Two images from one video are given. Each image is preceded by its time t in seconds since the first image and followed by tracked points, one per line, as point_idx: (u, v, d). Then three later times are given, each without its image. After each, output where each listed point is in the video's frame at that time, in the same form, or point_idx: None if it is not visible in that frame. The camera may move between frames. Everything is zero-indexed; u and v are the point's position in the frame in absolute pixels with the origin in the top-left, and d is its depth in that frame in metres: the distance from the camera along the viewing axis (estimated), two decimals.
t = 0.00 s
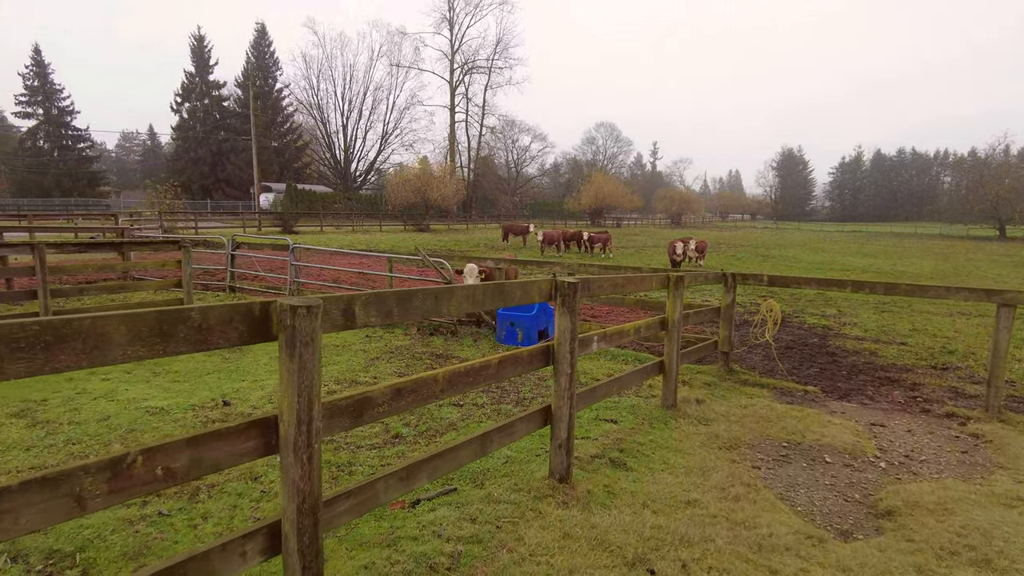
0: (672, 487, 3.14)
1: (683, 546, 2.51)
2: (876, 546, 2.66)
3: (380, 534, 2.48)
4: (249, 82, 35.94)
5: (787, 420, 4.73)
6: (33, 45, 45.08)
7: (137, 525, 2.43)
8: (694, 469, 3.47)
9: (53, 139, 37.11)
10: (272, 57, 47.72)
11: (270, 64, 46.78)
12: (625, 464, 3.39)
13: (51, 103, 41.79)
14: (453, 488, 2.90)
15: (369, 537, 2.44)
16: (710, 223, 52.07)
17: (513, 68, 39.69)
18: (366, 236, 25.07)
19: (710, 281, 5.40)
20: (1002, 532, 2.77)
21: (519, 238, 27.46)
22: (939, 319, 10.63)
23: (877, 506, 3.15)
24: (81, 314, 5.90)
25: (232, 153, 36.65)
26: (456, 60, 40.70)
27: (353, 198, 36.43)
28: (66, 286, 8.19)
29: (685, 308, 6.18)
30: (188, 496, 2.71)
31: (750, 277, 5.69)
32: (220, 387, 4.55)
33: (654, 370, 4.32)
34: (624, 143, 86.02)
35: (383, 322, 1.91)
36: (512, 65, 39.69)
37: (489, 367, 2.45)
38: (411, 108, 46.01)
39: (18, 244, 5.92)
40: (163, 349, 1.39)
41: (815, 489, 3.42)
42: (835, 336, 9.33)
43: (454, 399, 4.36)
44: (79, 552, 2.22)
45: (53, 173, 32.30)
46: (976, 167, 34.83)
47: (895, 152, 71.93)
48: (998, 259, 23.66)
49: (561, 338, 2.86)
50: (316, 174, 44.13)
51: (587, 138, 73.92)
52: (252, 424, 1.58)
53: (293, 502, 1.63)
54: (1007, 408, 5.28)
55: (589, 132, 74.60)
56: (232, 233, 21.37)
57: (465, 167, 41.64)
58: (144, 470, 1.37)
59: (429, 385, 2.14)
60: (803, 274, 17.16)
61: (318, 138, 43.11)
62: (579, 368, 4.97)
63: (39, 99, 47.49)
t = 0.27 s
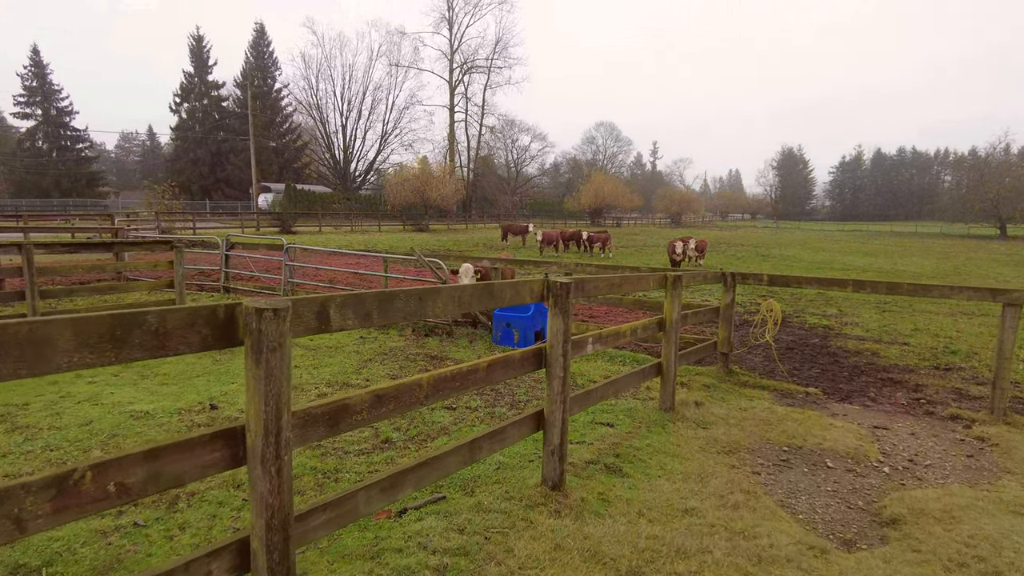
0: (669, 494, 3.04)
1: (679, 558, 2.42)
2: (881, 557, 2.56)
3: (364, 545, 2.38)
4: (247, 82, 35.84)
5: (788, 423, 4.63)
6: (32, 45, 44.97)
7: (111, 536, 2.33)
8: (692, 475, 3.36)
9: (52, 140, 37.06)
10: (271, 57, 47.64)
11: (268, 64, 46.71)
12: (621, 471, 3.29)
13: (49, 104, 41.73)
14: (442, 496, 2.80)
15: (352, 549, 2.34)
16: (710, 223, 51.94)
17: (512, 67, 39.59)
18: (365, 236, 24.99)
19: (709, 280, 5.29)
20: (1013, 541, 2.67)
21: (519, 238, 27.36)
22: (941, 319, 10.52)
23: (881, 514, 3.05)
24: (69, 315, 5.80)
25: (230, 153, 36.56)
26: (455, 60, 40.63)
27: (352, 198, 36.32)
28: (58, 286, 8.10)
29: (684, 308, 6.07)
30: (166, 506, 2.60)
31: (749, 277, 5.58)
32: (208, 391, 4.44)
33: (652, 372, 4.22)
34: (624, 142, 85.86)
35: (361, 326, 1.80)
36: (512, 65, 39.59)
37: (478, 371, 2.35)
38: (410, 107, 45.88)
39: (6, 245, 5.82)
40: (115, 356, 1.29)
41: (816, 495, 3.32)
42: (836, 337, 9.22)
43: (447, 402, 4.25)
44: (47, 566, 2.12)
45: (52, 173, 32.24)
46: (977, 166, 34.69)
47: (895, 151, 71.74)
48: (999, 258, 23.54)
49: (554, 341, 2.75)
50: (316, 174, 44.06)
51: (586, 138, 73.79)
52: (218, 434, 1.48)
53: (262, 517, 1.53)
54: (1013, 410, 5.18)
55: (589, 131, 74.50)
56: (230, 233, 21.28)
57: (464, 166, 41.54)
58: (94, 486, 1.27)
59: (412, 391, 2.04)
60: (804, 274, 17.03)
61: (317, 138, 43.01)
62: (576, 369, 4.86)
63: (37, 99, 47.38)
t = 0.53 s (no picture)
0: (668, 507, 2.94)
1: None
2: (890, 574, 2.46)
3: (347, 562, 2.27)
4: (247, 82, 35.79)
5: (791, 430, 4.51)
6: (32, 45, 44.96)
7: (83, 554, 2.23)
8: (693, 486, 3.25)
9: (52, 140, 37.03)
10: (271, 57, 47.61)
11: (269, 64, 46.68)
12: (618, 481, 3.18)
13: (50, 104, 41.71)
14: (432, 509, 2.70)
15: (336, 566, 2.23)
16: (712, 223, 51.80)
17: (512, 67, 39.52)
18: (365, 236, 24.92)
19: (710, 283, 5.18)
20: None
21: (519, 239, 27.26)
22: (945, 320, 10.40)
23: (888, 527, 2.94)
24: (59, 318, 5.69)
25: (231, 153, 36.51)
26: (456, 60, 40.54)
27: (352, 199, 36.24)
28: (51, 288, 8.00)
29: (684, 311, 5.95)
30: (144, 519, 2.50)
31: (750, 279, 5.47)
32: (197, 396, 4.31)
33: (651, 377, 4.11)
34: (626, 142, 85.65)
35: (340, 335, 1.70)
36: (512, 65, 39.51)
37: (467, 380, 2.24)
38: (411, 108, 45.82)
39: None
40: (62, 372, 1.18)
41: (821, 506, 3.21)
42: (839, 339, 9.09)
43: (441, 408, 4.14)
44: None
45: (52, 174, 32.22)
46: (979, 166, 34.57)
47: (897, 151, 71.56)
48: (1002, 258, 23.41)
49: (547, 347, 2.65)
50: (316, 174, 43.99)
51: (588, 138, 73.68)
52: (180, 453, 1.37)
53: (228, 542, 1.42)
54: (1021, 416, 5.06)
55: (590, 131, 74.37)
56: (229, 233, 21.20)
57: (465, 167, 41.47)
58: (39, 513, 1.17)
59: (395, 402, 1.93)
60: (806, 275, 16.91)
61: (318, 138, 42.96)
62: (574, 374, 4.75)
63: (38, 99, 47.36)
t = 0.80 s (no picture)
0: (676, 516, 2.81)
1: None
2: None
3: None
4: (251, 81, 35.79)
5: (802, 434, 4.36)
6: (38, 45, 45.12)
7: (60, 567, 2.12)
8: (703, 493, 3.11)
9: (57, 139, 37.14)
10: (275, 57, 47.64)
11: (273, 63, 46.69)
12: (624, 489, 3.05)
13: (55, 104, 41.85)
14: (430, 518, 2.58)
15: None
16: (717, 223, 51.47)
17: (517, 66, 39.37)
18: (368, 235, 24.84)
19: (718, 282, 5.04)
20: None
21: (523, 238, 27.13)
22: (957, 320, 10.19)
23: (908, 539, 2.80)
24: (55, 317, 5.60)
25: (235, 153, 36.53)
26: (460, 58, 40.42)
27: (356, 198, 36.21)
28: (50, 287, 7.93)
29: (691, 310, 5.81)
30: (127, 529, 2.38)
31: (758, 278, 5.33)
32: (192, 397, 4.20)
33: (658, 379, 3.97)
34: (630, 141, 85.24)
35: (324, 337, 1.57)
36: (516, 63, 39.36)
37: (464, 384, 2.11)
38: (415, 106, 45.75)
39: None
40: (9, 379, 1.07)
41: (837, 516, 3.07)
42: (848, 339, 8.91)
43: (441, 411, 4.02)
44: None
45: (58, 173, 32.31)
46: (987, 164, 34.20)
47: (904, 150, 70.98)
48: (1012, 257, 23.12)
49: (550, 349, 2.51)
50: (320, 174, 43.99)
51: (592, 137, 73.38)
52: (146, 467, 1.25)
53: (200, 563, 1.30)
54: None
55: (595, 130, 74.06)
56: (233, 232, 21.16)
57: (469, 165, 41.37)
58: None
59: (387, 409, 1.81)
60: (812, 275, 16.70)
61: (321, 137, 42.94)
62: (578, 376, 4.62)
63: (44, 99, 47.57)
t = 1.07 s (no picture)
0: (692, 529, 2.66)
1: None
2: None
3: None
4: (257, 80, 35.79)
5: (819, 440, 4.20)
6: (45, 44, 45.27)
7: None
8: (719, 505, 2.96)
9: (64, 138, 37.27)
10: (281, 55, 47.68)
11: (279, 62, 46.73)
12: (636, 500, 2.91)
13: (62, 103, 42.00)
14: (432, 532, 2.45)
15: None
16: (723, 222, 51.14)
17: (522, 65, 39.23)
18: (373, 235, 24.79)
19: (731, 282, 4.88)
20: None
21: (529, 238, 27.00)
22: (971, 321, 9.98)
23: (939, 556, 2.65)
24: (53, 317, 5.50)
25: (240, 152, 36.56)
26: (465, 58, 40.33)
27: (361, 197, 36.17)
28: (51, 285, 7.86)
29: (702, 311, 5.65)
30: (113, 542, 2.26)
31: (772, 279, 5.17)
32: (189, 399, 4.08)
33: (670, 384, 3.81)
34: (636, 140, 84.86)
35: (316, 343, 1.44)
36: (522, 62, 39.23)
37: (469, 392, 1.98)
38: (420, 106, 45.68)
39: None
40: None
41: (860, 530, 2.92)
42: (861, 341, 8.71)
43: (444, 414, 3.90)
44: None
45: (64, 172, 32.43)
46: (998, 163, 33.80)
47: (912, 149, 70.36)
48: None
49: (560, 353, 2.38)
50: (325, 173, 44.00)
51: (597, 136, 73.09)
52: (112, 490, 1.11)
53: None
54: None
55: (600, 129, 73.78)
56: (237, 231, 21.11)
57: (474, 164, 41.26)
58: None
59: (386, 419, 1.67)
60: (821, 275, 16.47)
61: (327, 136, 42.93)
62: (585, 380, 4.49)
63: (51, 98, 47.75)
